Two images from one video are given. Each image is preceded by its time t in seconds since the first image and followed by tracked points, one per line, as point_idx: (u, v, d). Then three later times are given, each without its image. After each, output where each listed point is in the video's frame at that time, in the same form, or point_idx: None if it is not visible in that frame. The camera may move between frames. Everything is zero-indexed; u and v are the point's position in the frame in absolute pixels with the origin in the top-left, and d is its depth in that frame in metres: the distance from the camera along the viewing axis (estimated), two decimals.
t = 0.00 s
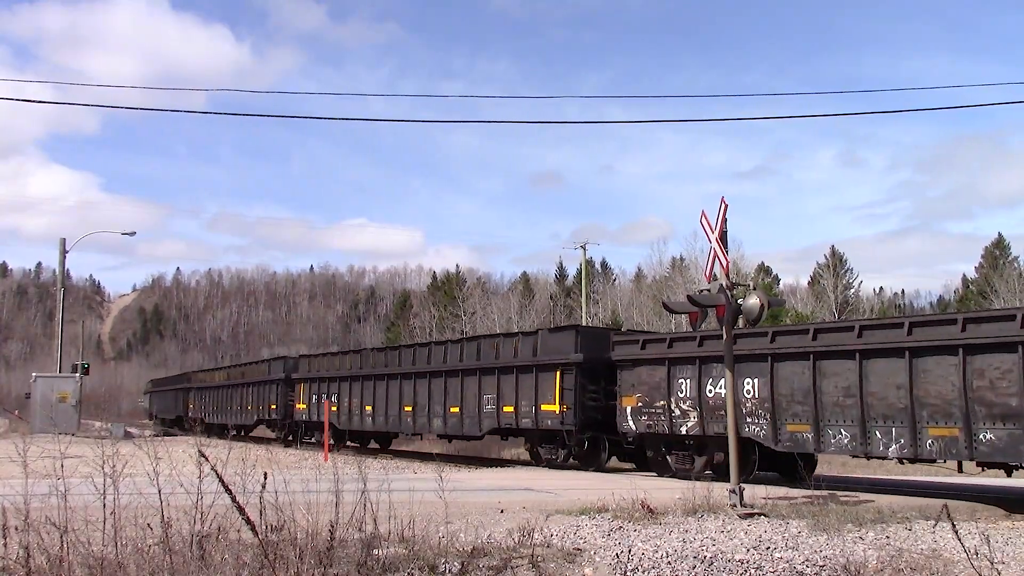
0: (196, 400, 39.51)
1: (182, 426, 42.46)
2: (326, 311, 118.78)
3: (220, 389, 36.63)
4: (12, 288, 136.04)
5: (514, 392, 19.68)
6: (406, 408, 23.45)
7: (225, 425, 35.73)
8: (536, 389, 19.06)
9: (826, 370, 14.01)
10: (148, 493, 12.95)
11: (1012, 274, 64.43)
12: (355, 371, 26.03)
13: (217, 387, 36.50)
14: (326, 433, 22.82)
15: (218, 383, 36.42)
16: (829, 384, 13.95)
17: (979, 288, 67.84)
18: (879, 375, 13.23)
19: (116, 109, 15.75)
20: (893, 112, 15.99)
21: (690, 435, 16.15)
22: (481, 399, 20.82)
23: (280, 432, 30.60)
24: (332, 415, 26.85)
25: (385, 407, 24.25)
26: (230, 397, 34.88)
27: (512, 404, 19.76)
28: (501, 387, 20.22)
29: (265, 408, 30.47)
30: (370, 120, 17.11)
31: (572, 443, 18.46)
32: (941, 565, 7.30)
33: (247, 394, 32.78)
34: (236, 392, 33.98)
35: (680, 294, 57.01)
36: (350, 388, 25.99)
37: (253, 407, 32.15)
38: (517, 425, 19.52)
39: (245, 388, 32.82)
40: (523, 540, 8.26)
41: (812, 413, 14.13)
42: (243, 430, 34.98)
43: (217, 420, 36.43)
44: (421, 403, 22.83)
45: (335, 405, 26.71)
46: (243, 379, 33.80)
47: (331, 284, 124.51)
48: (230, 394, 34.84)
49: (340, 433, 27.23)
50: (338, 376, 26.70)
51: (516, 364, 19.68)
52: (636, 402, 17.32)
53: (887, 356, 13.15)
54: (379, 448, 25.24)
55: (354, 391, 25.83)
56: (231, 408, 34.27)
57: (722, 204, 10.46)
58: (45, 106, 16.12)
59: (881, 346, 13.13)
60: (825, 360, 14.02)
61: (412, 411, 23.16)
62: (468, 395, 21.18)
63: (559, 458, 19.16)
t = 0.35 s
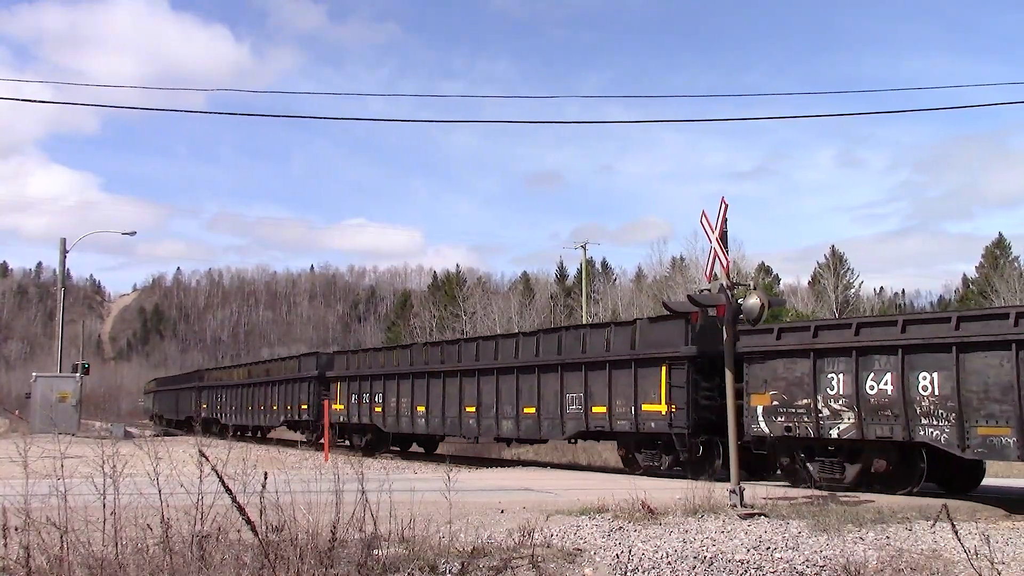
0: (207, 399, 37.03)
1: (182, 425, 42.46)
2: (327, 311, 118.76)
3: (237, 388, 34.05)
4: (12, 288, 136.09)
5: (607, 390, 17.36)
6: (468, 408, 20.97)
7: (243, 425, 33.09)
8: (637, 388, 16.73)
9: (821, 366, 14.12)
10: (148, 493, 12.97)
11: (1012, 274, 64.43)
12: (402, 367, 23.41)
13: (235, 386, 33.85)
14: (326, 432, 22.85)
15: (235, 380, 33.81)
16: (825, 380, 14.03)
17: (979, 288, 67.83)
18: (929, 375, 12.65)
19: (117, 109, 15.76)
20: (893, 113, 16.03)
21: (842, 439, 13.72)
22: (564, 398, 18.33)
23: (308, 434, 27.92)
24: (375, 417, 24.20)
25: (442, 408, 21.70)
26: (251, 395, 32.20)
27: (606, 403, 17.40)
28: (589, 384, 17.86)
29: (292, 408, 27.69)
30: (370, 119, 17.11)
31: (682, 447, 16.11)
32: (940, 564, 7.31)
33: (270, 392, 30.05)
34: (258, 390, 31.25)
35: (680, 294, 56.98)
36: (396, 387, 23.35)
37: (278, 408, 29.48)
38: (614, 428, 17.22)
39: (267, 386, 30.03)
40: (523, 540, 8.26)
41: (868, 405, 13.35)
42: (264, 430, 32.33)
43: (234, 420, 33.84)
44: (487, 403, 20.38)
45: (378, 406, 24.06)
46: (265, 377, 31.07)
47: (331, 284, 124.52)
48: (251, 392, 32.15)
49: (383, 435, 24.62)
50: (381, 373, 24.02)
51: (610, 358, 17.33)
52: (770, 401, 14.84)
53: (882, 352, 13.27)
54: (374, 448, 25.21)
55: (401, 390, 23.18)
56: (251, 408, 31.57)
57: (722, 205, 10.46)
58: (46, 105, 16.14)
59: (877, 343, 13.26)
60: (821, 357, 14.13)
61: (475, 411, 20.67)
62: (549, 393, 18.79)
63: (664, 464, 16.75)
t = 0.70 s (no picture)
0: (228, 398, 35.29)
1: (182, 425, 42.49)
2: (327, 311, 118.81)
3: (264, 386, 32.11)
4: (12, 288, 136.15)
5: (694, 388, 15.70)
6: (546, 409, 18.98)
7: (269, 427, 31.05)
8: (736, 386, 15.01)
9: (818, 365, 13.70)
10: (148, 493, 12.98)
11: (1012, 274, 64.49)
12: (464, 363, 21.41)
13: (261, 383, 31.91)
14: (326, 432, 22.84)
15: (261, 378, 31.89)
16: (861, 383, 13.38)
17: (979, 288, 67.91)
18: (963, 375, 12.06)
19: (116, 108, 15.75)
20: (893, 112, 16.04)
21: None
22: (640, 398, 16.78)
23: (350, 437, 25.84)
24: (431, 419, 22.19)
25: (514, 408, 19.75)
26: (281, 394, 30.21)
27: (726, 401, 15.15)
28: (702, 381, 15.65)
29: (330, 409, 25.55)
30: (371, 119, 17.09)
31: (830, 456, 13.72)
32: (941, 564, 7.30)
33: (305, 391, 28.00)
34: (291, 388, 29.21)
35: (680, 294, 57.04)
36: (457, 385, 21.38)
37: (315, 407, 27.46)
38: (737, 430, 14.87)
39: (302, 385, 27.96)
40: (523, 540, 8.26)
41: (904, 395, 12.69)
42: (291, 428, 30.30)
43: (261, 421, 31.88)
44: (569, 402, 18.44)
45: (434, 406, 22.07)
46: (297, 374, 29.02)
47: (331, 284, 124.55)
48: (281, 391, 30.17)
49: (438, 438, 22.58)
50: (439, 370, 22.04)
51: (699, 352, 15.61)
52: (954, 400, 12.10)
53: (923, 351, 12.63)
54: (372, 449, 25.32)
55: (463, 388, 21.20)
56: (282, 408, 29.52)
57: (722, 204, 10.45)
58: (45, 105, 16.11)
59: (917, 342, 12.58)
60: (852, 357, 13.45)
61: (556, 411, 18.73)
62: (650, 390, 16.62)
63: (803, 474, 14.20)
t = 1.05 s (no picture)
0: (249, 397, 32.80)
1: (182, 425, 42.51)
2: (327, 311, 118.74)
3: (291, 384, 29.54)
4: (12, 287, 136.20)
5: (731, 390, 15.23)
6: (648, 409, 16.63)
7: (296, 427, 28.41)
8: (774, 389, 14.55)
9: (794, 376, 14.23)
10: (148, 493, 12.99)
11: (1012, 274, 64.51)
12: (542, 358, 19.08)
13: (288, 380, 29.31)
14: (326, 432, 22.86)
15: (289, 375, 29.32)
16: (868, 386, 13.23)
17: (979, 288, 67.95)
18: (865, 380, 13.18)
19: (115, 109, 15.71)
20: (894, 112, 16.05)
21: None
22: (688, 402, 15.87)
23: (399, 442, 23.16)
24: (500, 420, 20.02)
25: (606, 408, 17.39)
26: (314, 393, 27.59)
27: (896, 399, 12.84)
28: (860, 377, 13.33)
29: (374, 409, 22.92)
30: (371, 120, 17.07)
31: None
32: (941, 564, 7.29)
33: (343, 389, 25.32)
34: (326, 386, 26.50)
35: (680, 294, 56.97)
36: (533, 382, 19.12)
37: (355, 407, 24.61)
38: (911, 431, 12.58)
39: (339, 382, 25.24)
40: (523, 540, 8.26)
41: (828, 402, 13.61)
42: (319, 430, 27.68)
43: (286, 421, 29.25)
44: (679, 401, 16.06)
45: (504, 406, 19.87)
46: (332, 372, 26.29)
47: (331, 284, 124.56)
48: (313, 389, 27.56)
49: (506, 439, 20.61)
50: (512, 365, 19.74)
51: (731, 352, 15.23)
52: None
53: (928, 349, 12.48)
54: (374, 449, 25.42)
55: (542, 385, 18.94)
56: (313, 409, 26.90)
57: (722, 204, 10.45)
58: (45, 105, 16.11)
59: (923, 339, 12.42)
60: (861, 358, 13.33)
61: (661, 413, 16.31)
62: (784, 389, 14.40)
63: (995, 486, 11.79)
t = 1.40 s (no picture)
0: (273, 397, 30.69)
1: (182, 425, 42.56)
2: (327, 311, 118.76)
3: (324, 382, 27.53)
4: (12, 287, 136.24)
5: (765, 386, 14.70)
6: (781, 410, 14.49)
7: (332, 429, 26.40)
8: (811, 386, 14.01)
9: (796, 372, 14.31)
10: (149, 493, 13.00)
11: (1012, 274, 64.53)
12: (641, 353, 17.05)
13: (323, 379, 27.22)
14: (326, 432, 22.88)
15: (325, 373, 27.25)
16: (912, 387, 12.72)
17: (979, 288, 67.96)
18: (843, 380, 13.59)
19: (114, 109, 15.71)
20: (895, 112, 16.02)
21: None
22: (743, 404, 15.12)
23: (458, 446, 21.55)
24: (588, 422, 17.97)
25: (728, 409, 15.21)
26: (355, 392, 25.59)
27: (947, 402, 12.29)
28: None
29: (433, 409, 21.23)
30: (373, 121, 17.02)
31: None
32: (941, 564, 7.30)
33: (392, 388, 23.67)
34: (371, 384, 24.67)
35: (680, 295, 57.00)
36: (632, 380, 17.05)
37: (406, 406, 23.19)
38: (967, 448, 11.99)
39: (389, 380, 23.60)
40: (523, 540, 8.26)
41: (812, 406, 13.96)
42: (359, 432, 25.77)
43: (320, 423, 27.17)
44: (826, 401, 13.80)
45: (592, 407, 17.90)
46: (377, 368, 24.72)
47: (331, 284, 124.54)
48: (354, 387, 25.50)
49: (591, 442, 18.71)
50: (601, 361, 17.76)
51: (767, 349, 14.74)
52: None
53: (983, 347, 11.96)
54: (376, 449, 25.48)
55: (642, 383, 16.89)
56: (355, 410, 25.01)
57: (722, 204, 10.45)
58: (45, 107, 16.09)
59: (924, 340, 12.50)
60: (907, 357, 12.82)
61: (800, 415, 14.15)
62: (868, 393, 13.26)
63: None
